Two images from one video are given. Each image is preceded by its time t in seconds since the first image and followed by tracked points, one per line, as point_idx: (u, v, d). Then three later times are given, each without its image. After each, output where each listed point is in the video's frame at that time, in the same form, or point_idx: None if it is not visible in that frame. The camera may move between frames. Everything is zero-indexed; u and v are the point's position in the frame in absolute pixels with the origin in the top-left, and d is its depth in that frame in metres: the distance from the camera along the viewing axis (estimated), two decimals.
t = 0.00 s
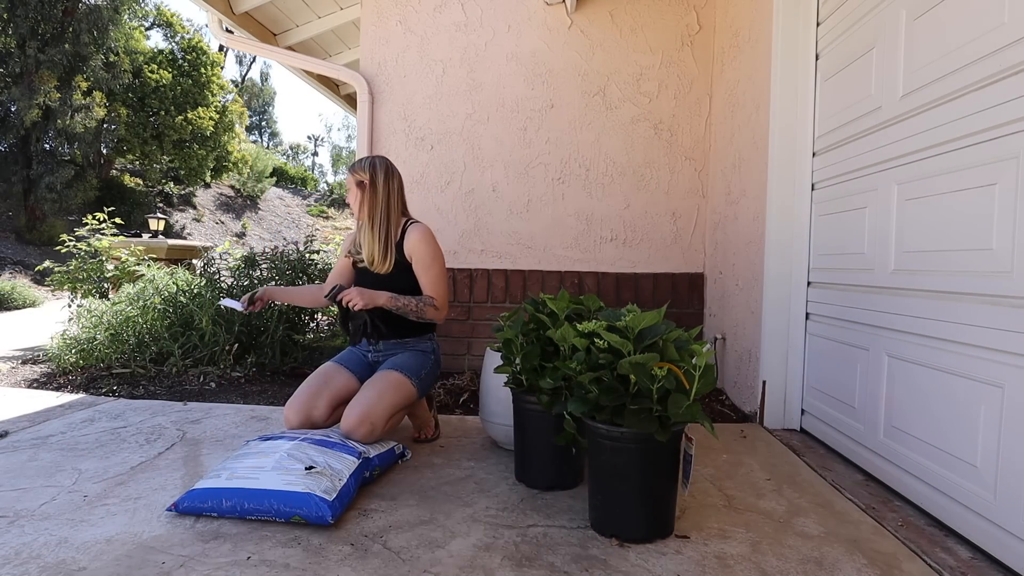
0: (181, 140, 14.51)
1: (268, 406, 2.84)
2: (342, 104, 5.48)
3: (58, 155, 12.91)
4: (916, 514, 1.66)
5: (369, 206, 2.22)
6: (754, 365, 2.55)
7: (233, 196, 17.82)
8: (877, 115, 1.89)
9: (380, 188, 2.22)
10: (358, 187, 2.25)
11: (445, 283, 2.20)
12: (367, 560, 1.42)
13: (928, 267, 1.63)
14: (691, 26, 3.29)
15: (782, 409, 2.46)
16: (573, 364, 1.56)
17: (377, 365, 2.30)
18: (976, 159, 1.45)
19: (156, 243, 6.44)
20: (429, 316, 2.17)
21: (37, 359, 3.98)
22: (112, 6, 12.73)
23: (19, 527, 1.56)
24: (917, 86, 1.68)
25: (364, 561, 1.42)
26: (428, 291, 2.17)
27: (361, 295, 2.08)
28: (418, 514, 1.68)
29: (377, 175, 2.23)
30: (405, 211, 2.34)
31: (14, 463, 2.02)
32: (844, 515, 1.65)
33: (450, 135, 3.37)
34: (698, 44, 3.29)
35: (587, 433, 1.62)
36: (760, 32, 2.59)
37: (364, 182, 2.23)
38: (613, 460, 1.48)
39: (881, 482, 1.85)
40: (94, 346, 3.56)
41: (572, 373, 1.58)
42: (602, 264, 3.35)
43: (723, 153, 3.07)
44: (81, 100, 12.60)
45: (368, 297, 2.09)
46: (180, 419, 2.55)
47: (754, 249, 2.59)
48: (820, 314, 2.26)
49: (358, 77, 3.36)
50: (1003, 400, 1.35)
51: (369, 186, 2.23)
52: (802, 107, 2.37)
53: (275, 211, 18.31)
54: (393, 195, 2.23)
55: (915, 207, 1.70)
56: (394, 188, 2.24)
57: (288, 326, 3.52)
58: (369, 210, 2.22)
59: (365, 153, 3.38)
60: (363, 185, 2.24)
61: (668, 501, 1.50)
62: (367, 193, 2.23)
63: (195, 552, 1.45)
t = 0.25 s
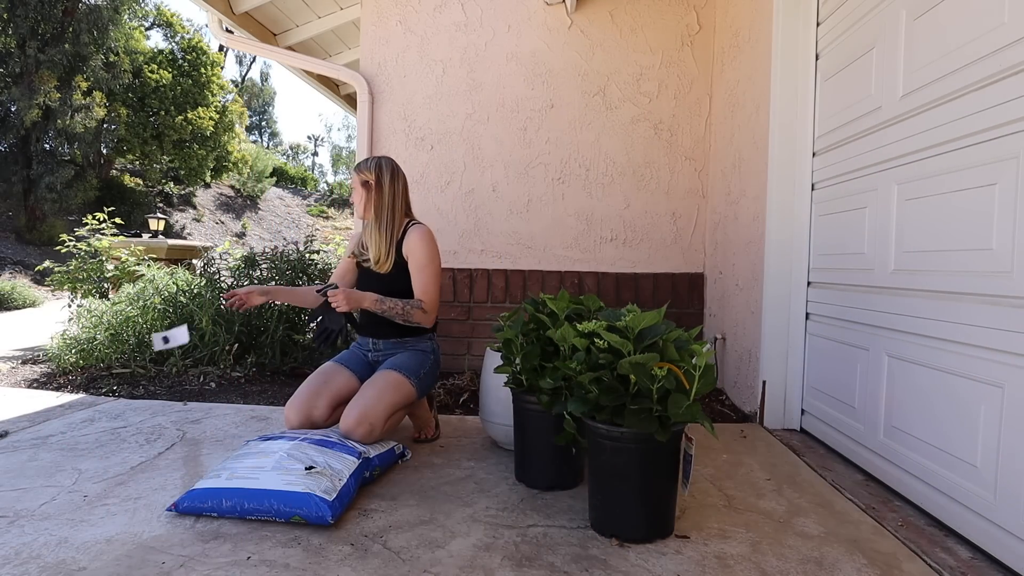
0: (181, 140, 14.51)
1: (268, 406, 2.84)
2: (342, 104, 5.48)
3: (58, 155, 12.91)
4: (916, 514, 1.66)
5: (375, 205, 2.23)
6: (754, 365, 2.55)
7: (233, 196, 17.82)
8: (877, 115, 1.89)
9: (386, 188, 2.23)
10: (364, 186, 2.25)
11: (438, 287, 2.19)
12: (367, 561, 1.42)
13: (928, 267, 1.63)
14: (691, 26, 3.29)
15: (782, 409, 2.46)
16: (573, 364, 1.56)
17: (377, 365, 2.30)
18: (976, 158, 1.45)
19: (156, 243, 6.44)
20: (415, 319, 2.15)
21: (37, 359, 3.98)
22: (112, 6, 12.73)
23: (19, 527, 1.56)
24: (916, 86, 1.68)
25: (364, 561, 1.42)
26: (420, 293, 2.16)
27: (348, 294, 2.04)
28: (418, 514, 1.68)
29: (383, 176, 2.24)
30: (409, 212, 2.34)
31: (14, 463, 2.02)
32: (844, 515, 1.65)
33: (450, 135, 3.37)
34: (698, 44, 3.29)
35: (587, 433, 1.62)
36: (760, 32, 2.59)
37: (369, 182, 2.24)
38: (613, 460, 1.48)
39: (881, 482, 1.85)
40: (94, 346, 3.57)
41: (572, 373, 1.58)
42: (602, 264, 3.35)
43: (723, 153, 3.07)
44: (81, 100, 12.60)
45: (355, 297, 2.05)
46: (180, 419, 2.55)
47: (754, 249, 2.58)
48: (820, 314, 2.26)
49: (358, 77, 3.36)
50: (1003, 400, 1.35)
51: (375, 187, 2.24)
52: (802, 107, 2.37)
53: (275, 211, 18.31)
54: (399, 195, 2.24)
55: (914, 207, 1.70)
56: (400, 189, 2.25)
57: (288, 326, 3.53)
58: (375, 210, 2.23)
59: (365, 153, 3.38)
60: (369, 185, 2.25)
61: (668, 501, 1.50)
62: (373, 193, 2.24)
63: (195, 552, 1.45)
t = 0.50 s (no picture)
0: (181, 140, 14.51)
1: (268, 406, 2.84)
2: (342, 104, 5.48)
3: (58, 155, 12.91)
4: (916, 514, 1.66)
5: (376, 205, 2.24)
6: (754, 365, 2.55)
7: (233, 196, 17.82)
8: (877, 115, 1.89)
9: (388, 189, 2.23)
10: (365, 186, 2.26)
11: (431, 287, 2.18)
12: (367, 560, 1.42)
13: (927, 267, 1.63)
14: (691, 26, 3.29)
15: (782, 409, 2.46)
16: (573, 364, 1.56)
17: (376, 365, 2.30)
18: (976, 158, 1.45)
19: (156, 243, 6.44)
20: (402, 315, 2.15)
21: (37, 359, 3.98)
22: (112, 6, 12.72)
23: (19, 527, 1.56)
24: (916, 86, 1.68)
25: (364, 561, 1.42)
26: (413, 291, 2.15)
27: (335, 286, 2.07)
28: (418, 514, 1.68)
29: (386, 178, 2.24)
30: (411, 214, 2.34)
31: (13, 463, 2.02)
32: (844, 515, 1.65)
33: (450, 135, 3.37)
34: (698, 44, 3.29)
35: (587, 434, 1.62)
36: (760, 32, 2.59)
37: (371, 182, 2.25)
38: (613, 460, 1.48)
39: (881, 482, 1.85)
40: (94, 346, 3.56)
41: (572, 373, 1.58)
42: (602, 264, 3.35)
43: (723, 153, 3.07)
44: (81, 100, 12.60)
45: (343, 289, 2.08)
46: (180, 419, 2.55)
47: (754, 249, 2.58)
48: (820, 314, 2.26)
49: (358, 77, 3.36)
50: (1003, 400, 1.35)
51: (376, 187, 2.24)
52: (802, 107, 2.37)
53: (275, 211, 18.32)
54: (401, 196, 2.24)
55: (914, 207, 1.70)
56: (401, 189, 2.25)
57: (288, 326, 3.53)
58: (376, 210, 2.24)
59: (365, 153, 3.38)
60: (371, 185, 2.26)
61: (668, 501, 1.50)
62: (374, 193, 2.25)
63: (196, 552, 1.45)
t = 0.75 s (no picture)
0: (181, 140, 14.51)
1: (268, 406, 2.84)
2: (342, 104, 5.48)
3: (58, 155, 12.91)
4: (916, 514, 1.66)
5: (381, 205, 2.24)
6: (754, 365, 2.55)
7: (233, 196, 17.82)
8: (877, 115, 1.89)
9: (394, 189, 2.23)
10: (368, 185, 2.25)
11: (433, 286, 2.17)
12: (367, 560, 1.42)
13: (927, 267, 1.63)
14: (691, 26, 3.29)
15: (782, 409, 2.46)
16: (573, 364, 1.56)
17: (377, 364, 2.30)
18: (976, 158, 1.45)
19: (156, 243, 6.44)
20: (404, 312, 2.12)
21: (37, 359, 3.98)
22: (112, 6, 12.72)
23: (19, 527, 1.56)
24: (916, 86, 1.68)
25: (364, 561, 1.42)
26: (416, 289, 2.13)
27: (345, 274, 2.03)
28: (418, 514, 1.68)
29: (393, 178, 2.24)
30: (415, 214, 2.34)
31: (13, 463, 2.02)
32: (844, 515, 1.65)
33: (450, 135, 3.37)
34: (698, 44, 3.29)
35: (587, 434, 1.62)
36: (760, 32, 2.59)
37: (375, 181, 2.24)
38: (613, 460, 1.48)
39: (881, 482, 1.85)
40: (94, 346, 3.56)
41: (572, 373, 1.58)
42: (602, 264, 3.35)
43: (723, 153, 3.07)
44: (81, 100, 12.60)
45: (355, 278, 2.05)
46: (180, 419, 2.55)
47: (754, 249, 2.58)
48: (820, 314, 2.26)
49: (358, 77, 3.36)
50: (1003, 400, 1.35)
51: (382, 186, 2.24)
52: (802, 107, 2.37)
53: (275, 211, 18.32)
54: (407, 196, 2.25)
55: (914, 207, 1.70)
56: (407, 190, 2.26)
57: (288, 326, 3.53)
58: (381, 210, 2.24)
59: (365, 153, 3.38)
60: (375, 184, 2.24)
61: (668, 500, 1.50)
62: (379, 192, 2.24)
63: (196, 551, 1.45)
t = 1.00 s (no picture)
0: (181, 140, 14.51)
1: (268, 406, 2.84)
2: (342, 104, 5.47)
3: (58, 155, 12.91)
4: (916, 514, 1.66)
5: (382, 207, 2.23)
6: (754, 365, 2.55)
7: (233, 196, 17.83)
8: (877, 115, 1.89)
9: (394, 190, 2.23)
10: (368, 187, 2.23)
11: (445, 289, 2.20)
12: (367, 561, 1.42)
13: (927, 267, 1.63)
14: (691, 26, 3.29)
15: (782, 409, 2.46)
16: (573, 364, 1.56)
17: (377, 365, 2.30)
18: (976, 158, 1.45)
19: (156, 243, 6.44)
20: (429, 316, 2.12)
21: (37, 359, 3.98)
22: (112, 6, 12.71)
23: (19, 527, 1.56)
24: (916, 85, 1.68)
25: (364, 561, 1.42)
26: (433, 292, 2.14)
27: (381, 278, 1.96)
28: (418, 514, 1.68)
29: (398, 179, 2.23)
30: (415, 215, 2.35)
31: (13, 463, 2.02)
32: (844, 515, 1.65)
33: (450, 135, 3.37)
34: (698, 44, 3.29)
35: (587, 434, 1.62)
36: (760, 32, 2.59)
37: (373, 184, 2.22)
38: (613, 460, 1.48)
39: (881, 482, 1.85)
40: (94, 346, 3.56)
41: (572, 373, 1.58)
42: (602, 264, 3.35)
43: (723, 153, 3.07)
44: (81, 100, 12.59)
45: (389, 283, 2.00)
46: (180, 419, 2.55)
47: (754, 249, 2.58)
48: (820, 314, 2.26)
49: (358, 77, 3.36)
50: (1003, 400, 1.35)
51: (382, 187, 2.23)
52: (802, 108, 2.37)
53: (275, 211, 18.32)
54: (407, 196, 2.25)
55: (914, 207, 1.70)
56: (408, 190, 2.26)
57: (288, 326, 3.53)
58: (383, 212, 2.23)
59: (365, 153, 3.38)
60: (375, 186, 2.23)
61: (668, 501, 1.50)
62: (380, 193, 2.23)
63: (196, 551, 1.45)
